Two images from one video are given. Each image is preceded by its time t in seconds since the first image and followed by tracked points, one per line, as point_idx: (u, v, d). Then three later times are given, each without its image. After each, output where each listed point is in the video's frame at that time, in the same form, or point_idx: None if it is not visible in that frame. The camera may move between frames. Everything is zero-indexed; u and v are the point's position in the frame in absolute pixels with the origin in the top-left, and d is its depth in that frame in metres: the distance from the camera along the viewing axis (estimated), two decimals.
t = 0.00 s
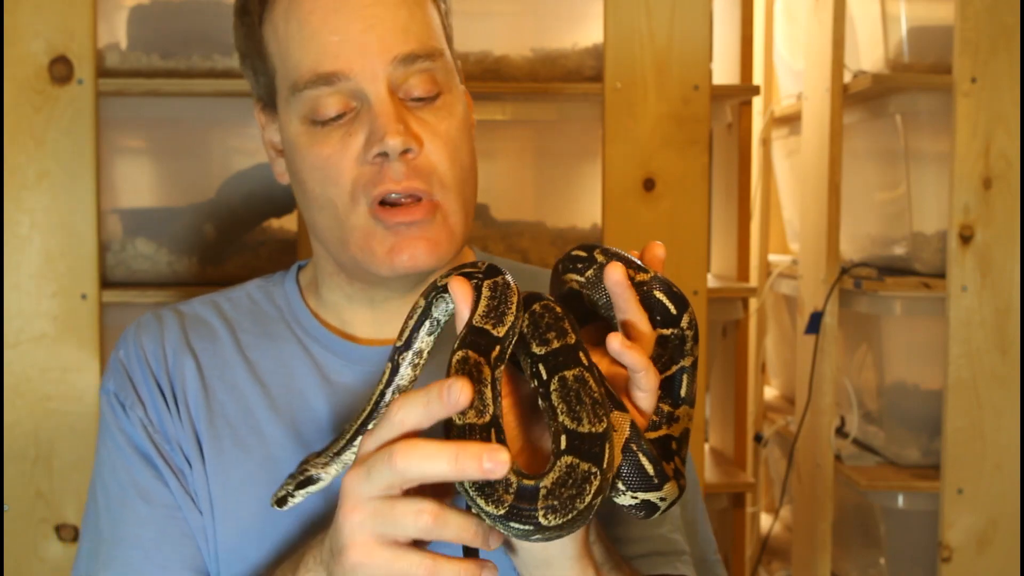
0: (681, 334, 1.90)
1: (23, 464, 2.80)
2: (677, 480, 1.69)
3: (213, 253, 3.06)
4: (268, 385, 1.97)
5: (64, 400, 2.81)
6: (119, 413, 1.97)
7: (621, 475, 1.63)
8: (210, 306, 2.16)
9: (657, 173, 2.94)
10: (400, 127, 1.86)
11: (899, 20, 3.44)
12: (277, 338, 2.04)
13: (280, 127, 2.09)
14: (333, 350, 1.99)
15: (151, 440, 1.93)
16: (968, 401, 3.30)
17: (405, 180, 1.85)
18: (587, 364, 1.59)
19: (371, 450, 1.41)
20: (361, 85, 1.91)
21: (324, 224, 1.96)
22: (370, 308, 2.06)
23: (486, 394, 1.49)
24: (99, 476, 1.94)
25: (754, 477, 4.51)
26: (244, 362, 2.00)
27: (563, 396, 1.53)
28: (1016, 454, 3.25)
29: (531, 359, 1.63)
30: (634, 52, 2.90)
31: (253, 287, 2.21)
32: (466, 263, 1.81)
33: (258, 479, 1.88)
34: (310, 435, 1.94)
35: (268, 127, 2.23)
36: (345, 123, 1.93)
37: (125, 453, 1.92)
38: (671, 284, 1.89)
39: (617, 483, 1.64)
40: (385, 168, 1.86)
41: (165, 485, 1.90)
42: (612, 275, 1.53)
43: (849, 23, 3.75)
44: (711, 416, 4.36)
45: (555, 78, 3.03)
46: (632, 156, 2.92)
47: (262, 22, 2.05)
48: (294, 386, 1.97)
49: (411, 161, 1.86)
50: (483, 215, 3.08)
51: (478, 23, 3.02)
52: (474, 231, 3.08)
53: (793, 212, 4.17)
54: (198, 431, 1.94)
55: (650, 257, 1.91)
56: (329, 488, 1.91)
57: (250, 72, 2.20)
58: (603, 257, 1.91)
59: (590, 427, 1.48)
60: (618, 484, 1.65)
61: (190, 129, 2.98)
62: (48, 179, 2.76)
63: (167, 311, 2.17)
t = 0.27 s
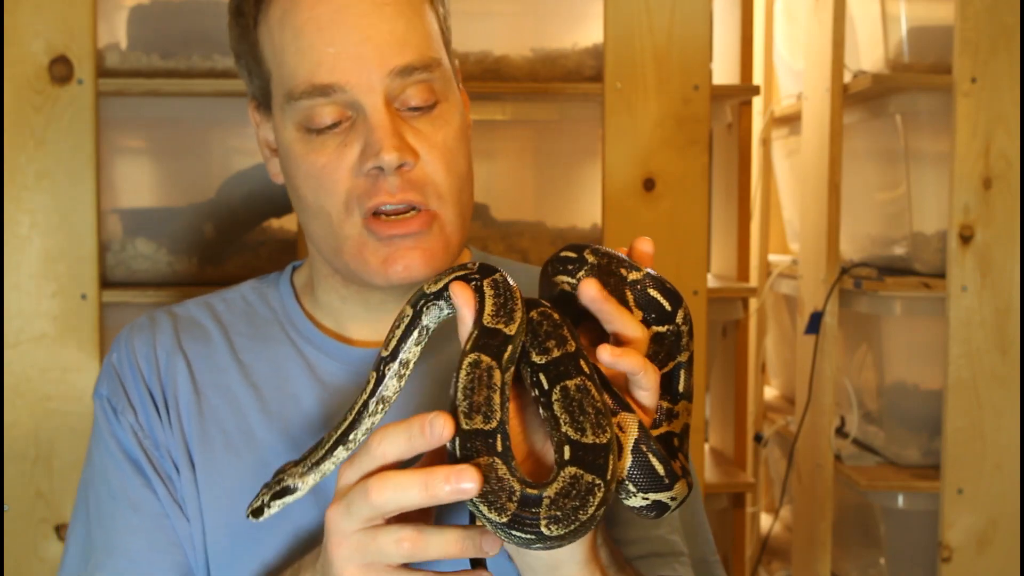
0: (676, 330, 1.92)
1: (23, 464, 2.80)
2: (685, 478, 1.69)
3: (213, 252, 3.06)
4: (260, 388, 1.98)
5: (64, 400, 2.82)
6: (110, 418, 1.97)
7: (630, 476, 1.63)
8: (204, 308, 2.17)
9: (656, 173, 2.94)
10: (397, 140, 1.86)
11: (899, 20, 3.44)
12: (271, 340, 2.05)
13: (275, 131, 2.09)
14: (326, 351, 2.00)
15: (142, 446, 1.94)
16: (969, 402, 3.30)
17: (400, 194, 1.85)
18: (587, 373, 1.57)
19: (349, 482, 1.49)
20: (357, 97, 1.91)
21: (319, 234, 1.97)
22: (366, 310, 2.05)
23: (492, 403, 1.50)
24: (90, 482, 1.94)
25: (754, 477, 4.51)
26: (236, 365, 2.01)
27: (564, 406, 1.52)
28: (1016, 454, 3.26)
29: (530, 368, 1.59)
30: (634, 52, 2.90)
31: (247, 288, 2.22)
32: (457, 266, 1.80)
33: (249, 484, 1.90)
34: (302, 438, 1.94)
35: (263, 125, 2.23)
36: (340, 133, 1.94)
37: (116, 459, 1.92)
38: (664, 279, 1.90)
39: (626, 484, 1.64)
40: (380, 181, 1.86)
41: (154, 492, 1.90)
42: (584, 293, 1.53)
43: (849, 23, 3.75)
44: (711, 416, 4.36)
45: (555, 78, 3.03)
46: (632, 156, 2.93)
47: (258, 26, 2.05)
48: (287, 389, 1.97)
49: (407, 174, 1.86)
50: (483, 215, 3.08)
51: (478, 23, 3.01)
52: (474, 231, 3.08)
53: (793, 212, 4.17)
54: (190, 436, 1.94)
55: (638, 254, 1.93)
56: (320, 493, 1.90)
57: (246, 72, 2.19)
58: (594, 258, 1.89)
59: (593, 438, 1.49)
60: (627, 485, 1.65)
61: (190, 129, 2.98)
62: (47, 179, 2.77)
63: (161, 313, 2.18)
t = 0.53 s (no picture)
0: (682, 331, 1.93)
1: (23, 464, 2.80)
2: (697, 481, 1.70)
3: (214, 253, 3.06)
4: (251, 392, 1.98)
5: (64, 400, 2.81)
6: (99, 425, 1.97)
7: (641, 483, 1.65)
8: (194, 312, 2.17)
9: (657, 173, 2.94)
10: (401, 133, 1.86)
11: (899, 20, 3.44)
12: (261, 343, 2.05)
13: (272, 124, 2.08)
14: (317, 353, 2.01)
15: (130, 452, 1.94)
16: (968, 401, 3.30)
17: (404, 187, 1.85)
18: (599, 381, 1.55)
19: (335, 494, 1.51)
20: (362, 89, 1.90)
21: (316, 227, 1.96)
22: (359, 312, 2.08)
23: (509, 399, 1.51)
24: (79, 489, 1.94)
25: (754, 477, 4.51)
26: (227, 369, 2.01)
27: (576, 415, 1.51)
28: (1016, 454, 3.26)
29: (539, 374, 1.58)
30: (634, 52, 2.90)
31: (239, 292, 2.22)
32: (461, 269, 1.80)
33: (239, 489, 1.90)
34: (292, 442, 1.94)
35: (257, 121, 2.23)
36: (342, 125, 1.93)
37: (104, 466, 1.92)
38: (669, 280, 1.92)
39: (638, 490, 1.65)
40: (383, 173, 1.85)
41: (142, 498, 1.90)
42: (573, 318, 1.50)
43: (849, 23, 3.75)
44: (711, 416, 4.36)
45: (555, 78, 3.03)
46: (632, 157, 2.93)
47: (261, 20, 2.04)
48: (277, 392, 1.98)
49: (410, 169, 1.86)
50: (483, 215, 3.08)
51: (478, 23, 3.01)
52: (474, 231, 3.08)
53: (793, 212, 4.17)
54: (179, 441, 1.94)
55: (642, 253, 1.95)
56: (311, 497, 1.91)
57: (243, 66, 2.19)
58: (599, 260, 1.87)
59: (604, 448, 1.48)
60: (639, 491, 1.66)
61: (190, 129, 2.98)
62: (47, 179, 2.76)
63: (151, 318, 2.18)
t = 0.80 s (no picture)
0: (686, 326, 1.95)
1: (23, 464, 2.80)
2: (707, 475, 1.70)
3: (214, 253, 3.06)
4: (245, 391, 1.98)
5: (64, 400, 2.81)
6: (92, 425, 1.97)
7: (652, 477, 1.66)
8: (189, 311, 2.17)
9: (657, 173, 2.94)
10: (398, 134, 1.86)
11: (899, 20, 3.44)
12: (255, 342, 2.05)
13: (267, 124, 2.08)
14: (311, 352, 2.01)
15: (122, 453, 1.94)
16: (969, 401, 3.30)
17: (399, 188, 1.85)
18: (610, 377, 1.55)
19: (328, 493, 1.54)
20: (359, 90, 1.91)
21: (311, 228, 1.96)
22: (353, 316, 2.09)
23: (531, 369, 1.49)
24: (72, 490, 1.95)
25: (754, 477, 4.51)
26: (220, 368, 2.01)
27: (587, 411, 1.52)
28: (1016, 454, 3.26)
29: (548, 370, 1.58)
30: (634, 52, 2.90)
31: (234, 291, 2.22)
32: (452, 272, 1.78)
33: (231, 490, 1.90)
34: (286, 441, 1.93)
35: (250, 121, 2.22)
36: (338, 126, 1.93)
37: (96, 467, 1.92)
38: (673, 278, 1.93)
39: (649, 485, 1.66)
40: (379, 174, 1.86)
41: (133, 499, 1.90)
42: (580, 316, 1.49)
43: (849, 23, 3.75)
44: (711, 416, 4.36)
45: (555, 78, 3.03)
46: (632, 157, 2.93)
47: (257, 19, 2.04)
48: (271, 391, 1.97)
49: (407, 168, 1.86)
50: (483, 215, 3.08)
51: (478, 23, 3.01)
52: (474, 231, 3.08)
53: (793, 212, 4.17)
54: (172, 441, 1.94)
55: (642, 250, 1.94)
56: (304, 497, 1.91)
57: (239, 66, 2.19)
58: (601, 258, 1.90)
59: (615, 443, 1.49)
60: (650, 485, 1.66)
61: (190, 129, 2.98)
62: (48, 179, 2.76)
63: (145, 318, 2.18)
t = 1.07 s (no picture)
0: (690, 319, 1.98)
1: (23, 464, 2.80)
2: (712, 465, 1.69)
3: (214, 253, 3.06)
4: (244, 389, 1.98)
5: (64, 400, 2.81)
6: (91, 423, 1.97)
7: (656, 466, 1.63)
8: (188, 309, 2.16)
9: (656, 173, 2.94)
10: (391, 132, 1.86)
11: (899, 20, 3.44)
12: (254, 339, 2.05)
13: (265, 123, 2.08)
14: (311, 349, 2.01)
15: (120, 451, 1.93)
16: (969, 401, 3.30)
17: (392, 188, 1.85)
18: (619, 368, 1.56)
19: (313, 468, 1.54)
20: (352, 88, 1.91)
21: (306, 227, 1.96)
22: (351, 313, 2.10)
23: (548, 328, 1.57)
24: (70, 488, 1.95)
25: (754, 477, 4.51)
26: (220, 366, 2.01)
27: (596, 398, 1.53)
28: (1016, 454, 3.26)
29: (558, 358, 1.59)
30: (633, 52, 2.90)
31: (233, 288, 2.22)
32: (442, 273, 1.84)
33: (231, 488, 1.91)
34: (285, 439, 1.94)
35: (250, 121, 2.23)
36: (332, 124, 1.93)
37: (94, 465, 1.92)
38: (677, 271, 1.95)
39: (654, 475, 1.64)
40: (372, 173, 1.86)
41: (131, 497, 1.90)
42: (586, 305, 1.50)
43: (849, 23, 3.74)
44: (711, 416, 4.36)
45: (555, 78, 3.03)
46: (632, 156, 2.93)
47: (254, 18, 2.05)
48: (270, 389, 1.98)
49: (400, 168, 1.86)
50: (483, 215, 3.08)
51: (478, 23, 3.01)
52: (474, 231, 3.08)
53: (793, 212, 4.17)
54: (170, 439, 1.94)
55: (645, 244, 1.96)
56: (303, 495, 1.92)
57: (238, 65, 2.19)
58: (606, 251, 1.92)
59: (619, 431, 1.50)
60: (655, 475, 1.64)
61: (190, 129, 2.98)
62: (48, 179, 2.77)
63: (144, 315, 2.18)
